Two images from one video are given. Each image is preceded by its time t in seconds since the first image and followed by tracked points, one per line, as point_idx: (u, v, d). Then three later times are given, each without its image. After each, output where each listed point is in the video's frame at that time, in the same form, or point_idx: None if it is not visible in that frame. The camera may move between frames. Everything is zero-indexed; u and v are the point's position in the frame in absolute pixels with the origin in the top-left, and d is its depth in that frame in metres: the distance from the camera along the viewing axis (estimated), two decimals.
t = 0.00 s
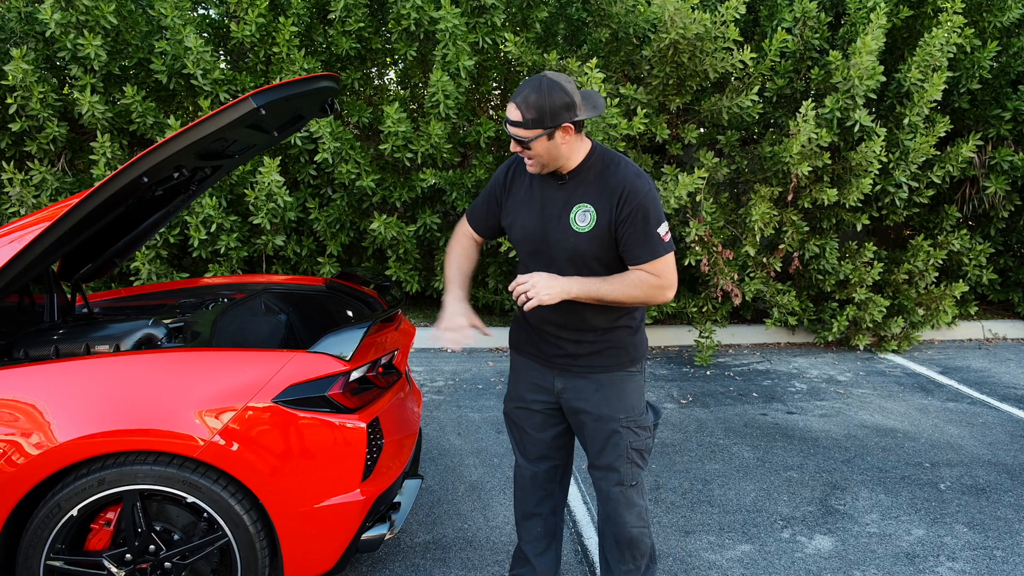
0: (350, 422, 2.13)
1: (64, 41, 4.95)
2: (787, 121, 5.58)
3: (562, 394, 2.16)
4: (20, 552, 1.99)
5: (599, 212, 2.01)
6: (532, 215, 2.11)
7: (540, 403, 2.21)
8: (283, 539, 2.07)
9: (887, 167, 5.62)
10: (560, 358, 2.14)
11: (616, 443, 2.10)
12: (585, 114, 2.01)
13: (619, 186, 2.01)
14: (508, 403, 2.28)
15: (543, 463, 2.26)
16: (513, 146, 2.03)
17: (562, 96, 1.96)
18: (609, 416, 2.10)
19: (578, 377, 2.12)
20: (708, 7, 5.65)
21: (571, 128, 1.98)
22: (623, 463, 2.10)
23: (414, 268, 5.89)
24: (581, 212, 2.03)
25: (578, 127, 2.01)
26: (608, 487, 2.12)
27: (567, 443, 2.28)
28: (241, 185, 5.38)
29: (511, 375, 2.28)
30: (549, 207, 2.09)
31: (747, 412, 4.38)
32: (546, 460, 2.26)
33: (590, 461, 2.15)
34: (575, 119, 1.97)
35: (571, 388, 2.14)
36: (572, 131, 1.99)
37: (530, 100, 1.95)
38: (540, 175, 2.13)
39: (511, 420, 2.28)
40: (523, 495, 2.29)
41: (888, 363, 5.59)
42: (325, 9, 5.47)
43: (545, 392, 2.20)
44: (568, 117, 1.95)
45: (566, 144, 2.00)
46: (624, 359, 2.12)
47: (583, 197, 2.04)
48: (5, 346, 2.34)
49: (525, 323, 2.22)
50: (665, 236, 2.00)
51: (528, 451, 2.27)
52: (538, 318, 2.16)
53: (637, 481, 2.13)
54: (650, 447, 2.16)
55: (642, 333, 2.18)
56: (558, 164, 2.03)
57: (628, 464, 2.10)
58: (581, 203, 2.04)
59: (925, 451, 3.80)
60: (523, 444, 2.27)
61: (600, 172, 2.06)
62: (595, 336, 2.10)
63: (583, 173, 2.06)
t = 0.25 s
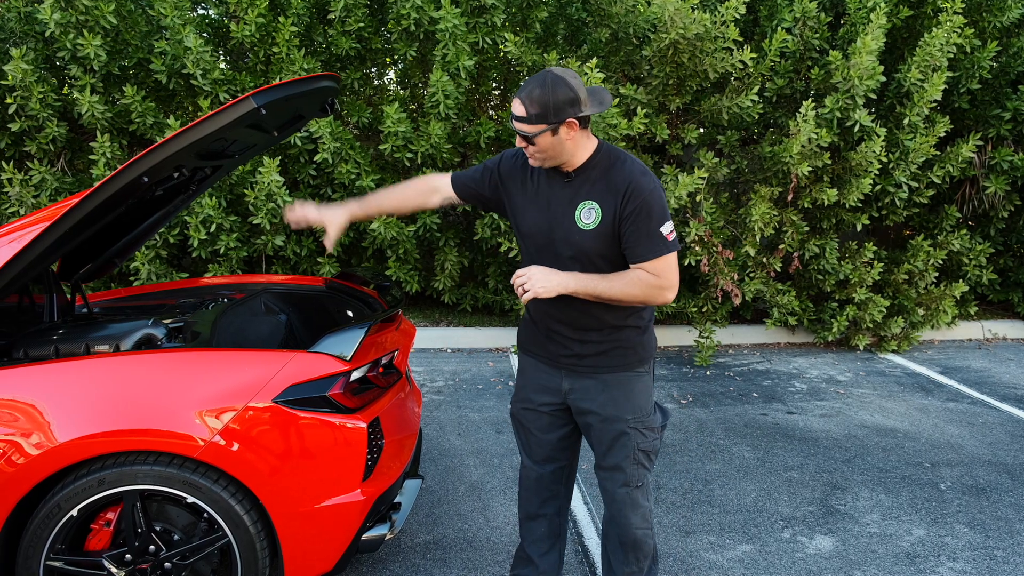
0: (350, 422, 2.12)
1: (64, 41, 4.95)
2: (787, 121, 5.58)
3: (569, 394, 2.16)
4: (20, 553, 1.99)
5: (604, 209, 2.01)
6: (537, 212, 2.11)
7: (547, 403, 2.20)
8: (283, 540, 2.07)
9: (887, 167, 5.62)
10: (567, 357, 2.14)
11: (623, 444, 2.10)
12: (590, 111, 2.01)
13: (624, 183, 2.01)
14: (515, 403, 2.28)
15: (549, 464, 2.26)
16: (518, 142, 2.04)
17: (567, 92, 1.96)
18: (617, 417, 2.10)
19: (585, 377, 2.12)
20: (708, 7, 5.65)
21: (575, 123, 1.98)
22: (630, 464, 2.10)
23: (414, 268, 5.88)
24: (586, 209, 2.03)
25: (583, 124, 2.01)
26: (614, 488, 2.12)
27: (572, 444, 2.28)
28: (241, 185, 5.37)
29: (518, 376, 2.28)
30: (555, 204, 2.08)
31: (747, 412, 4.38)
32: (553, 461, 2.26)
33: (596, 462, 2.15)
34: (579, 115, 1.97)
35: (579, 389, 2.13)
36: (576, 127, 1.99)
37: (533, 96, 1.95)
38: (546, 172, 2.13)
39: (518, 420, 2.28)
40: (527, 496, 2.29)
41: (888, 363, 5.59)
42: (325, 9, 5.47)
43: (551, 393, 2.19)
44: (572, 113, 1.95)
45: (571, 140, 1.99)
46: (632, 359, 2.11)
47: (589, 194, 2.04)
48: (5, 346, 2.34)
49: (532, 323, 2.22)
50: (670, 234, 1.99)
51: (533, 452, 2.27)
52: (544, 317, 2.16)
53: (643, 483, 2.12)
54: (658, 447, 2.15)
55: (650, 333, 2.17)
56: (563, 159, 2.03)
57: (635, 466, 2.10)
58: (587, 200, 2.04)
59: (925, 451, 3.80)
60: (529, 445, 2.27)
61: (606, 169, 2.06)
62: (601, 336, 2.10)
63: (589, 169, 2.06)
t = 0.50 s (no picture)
0: (350, 422, 2.12)
1: (63, 41, 4.95)
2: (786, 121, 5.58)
3: (573, 396, 2.15)
4: (19, 554, 1.99)
5: (611, 210, 2.01)
6: (543, 215, 2.11)
7: (549, 406, 2.20)
8: (283, 541, 2.07)
9: (887, 167, 5.62)
10: (571, 360, 2.13)
11: (626, 445, 2.10)
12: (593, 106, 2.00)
13: (631, 184, 2.01)
14: (516, 406, 2.28)
15: (551, 466, 2.26)
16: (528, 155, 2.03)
17: (567, 96, 1.95)
18: (621, 418, 2.10)
19: (589, 379, 2.12)
20: (708, 7, 5.65)
21: (582, 125, 1.97)
22: (634, 465, 2.10)
23: (414, 268, 5.88)
24: (593, 210, 2.03)
25: (589, 122, 2.00)
26: (617, 489, 2.12)
27: (574, 446, 2.28)
28: (240, 186, 5.37)
29: (520, 378, 2.28)
30: (561, 206, 2.08)
31: (747, 412, 4.38)
32: (554, 463, 2.26)
33: (599, 463, 2.15)
34: (584, 116, 1.96)
35: (582, 391, 2.13)
36: (583, 128, 1.98)
37: (536, 109, 1.94)
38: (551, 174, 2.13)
39: (519, 423, 2.27)
40: (528, 497, 2.29)
41: (888, 363, 5.59)
42: (324, 10, 5.47)
43: (553, 395, 2.19)
44: (577, 116, 1.94)
45: (580, 143, 1.99)
46: (636, 360, 2.12)
47: (595, 196, 2.04)
48: (4, 346, 2.33)
49: (535, 326, 2.21)
50: (677, 235, 2.00)
51: (535, 455, 2.26)
52: (548, 319, 2.15)
53: (646, 483, 2.13)
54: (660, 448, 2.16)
55: (653, 334, 2.17)
56: (574, 163, 2.03)
57: (639, 467, 2.10)
58: (594, 201, 2.04)
59: (925, 452, 3.80)
60: (531, 448, 2.27)
61: (612, 170, 2.06)
62: (606, 338, 2.09)
63: (595, 171, 2.06)
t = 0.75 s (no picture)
0: (350, 423, 2.12)
1: (63, 42, 4.95)
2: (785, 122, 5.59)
3: (575, 397, 2.15)
4: (18, 555, 1.99)
5: (614, 209, 2.02)
6: (546, 217, 2.11)
7: (550, 407, 2.20)
8: (283, 541, 2.07)
9: (886, 168, 5.62)
10: (572, 361, 2.13)
11: (628, 446, 2.10)
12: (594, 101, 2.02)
13: (634, 183, 2.02)
14: (518, 407, 2.28)
15: (552, 467, 2.26)
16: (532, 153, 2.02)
17: (572, 92, 1.96)
18: (623, 419, 2.10)
19: (591, 380, 2.12)
20: (707, 8, 5.66)
21: (586, 121, 1.99)
22: (635, 466, 2.10)
23: (413, 269, 5.88)
24: (597, 210, 2.03)
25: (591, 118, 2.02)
26: (618, 490, 2.12)
27: (575, 447, 2.28)
28: (240, 187, 5.37)
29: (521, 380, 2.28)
30: (564, 208, 2.08)
31: (746, 413, 4.39)
32: (555, 464, 2.26)
33: (601, 464, 2.15)
34: (589, 112, 1.98)
35: (584, 392, 2.13)
36: (588, 124, 2.00)
37: (542, 105, 1.93)
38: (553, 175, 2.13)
39: (521, 424, 2.28)
40: (528, 498, 2.29)
41: (887, 364, 5.60)
42: (324, 10, 5.47)
43: (554, 396, 2.19)
44: (583, 112, 1.96)
45: (585, 139, 2.00)
46: (637, 361, 2.11)
47: (598, 195, 2.04)
48: (4, 347, 2.33)
49: (536, 327, 2.22)
50: (682, 232, 2.00)
51: (536, 455, 2.27)
52: (549, 321, 2.15)
53: (647, 484, 2.12)
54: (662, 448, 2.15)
55: (654, 335, 2.17)
56: (578, 160, 2.03)
57: (640, 468, 2.10)
58: (597, 201, 2.04)
59: (924, 453, 3.80)
60: (532, 448, 2.27)
61: (614, 170, 2.06)
62: (607, 338, 2.09)
63: (597, 171, 2.06)
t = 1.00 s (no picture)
0: (348, 424, 2.12)
1: (62, 44, 4.95)
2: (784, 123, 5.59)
3: (575, 399, 2.15)
4: (17, 556, 1.99)
5: (614, 203, 2.02)
6: (545, 214, 2.10)
7: (549, 410, 2.20)
8: (281, 542, 2.07)
9: (885, 169, 5.62)
10: (572, 363, 2.13)
11: (628, 448, 2.10)
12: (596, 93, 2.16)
13: (632, 177, 2.02)
14: (516, 411, 2.28)
15: (550, 470, 2.26)
16: (555, 123, 2.00)
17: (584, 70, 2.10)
18: (624, 421, 2.10)
19: (591, 382, 2.12)
20: (706, 9, 5.67)
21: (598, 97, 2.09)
22: (635, 467, 2.10)
23: (412, 270, 5.88)
24: (597, 205, 2.03)
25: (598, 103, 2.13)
26: (618, 491, 2.12)
27: (573, 450, 2.28)
28: (239, 188, 5.37)
29: (519, 383, 2.28)
30: (563, 204, 2.08)
31: (745, 414, 4.39)
32: (553, 467, 2.26)
33: (600, 466, 2.15)
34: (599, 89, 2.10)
35: (584, 394, 2.13)
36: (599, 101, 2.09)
37: (564, 70, 2.03)
38: (550, 173, 2.13)
39: (520, 427, 2.27)
40: (527, 500, 2.29)
41: (886, 365, 5.60)
42: (323, 12, 5.47)
43: (553, 399, 2.19)
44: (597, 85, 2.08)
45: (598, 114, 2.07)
46: (637, 362, 2.12)
47: (598, 190, 2.04)
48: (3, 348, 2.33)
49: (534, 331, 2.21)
50: (681, 225, 2.01)
51: (534, 458, 2.26)
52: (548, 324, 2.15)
53: (646, 485, 2.12)
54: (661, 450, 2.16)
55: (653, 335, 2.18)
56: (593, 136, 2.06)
57: (640, 469, 2.10)
58: (597, 196, 2.04)
59: (923, 453, 3.80)
60: (530, 451, 2.27)
61: (611, 165, 2.07)
62: (607, 340, 2.10)
63: (595, 167, 2.07)
